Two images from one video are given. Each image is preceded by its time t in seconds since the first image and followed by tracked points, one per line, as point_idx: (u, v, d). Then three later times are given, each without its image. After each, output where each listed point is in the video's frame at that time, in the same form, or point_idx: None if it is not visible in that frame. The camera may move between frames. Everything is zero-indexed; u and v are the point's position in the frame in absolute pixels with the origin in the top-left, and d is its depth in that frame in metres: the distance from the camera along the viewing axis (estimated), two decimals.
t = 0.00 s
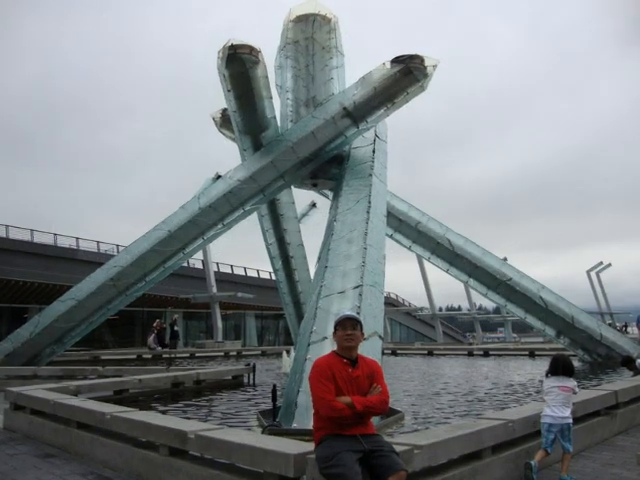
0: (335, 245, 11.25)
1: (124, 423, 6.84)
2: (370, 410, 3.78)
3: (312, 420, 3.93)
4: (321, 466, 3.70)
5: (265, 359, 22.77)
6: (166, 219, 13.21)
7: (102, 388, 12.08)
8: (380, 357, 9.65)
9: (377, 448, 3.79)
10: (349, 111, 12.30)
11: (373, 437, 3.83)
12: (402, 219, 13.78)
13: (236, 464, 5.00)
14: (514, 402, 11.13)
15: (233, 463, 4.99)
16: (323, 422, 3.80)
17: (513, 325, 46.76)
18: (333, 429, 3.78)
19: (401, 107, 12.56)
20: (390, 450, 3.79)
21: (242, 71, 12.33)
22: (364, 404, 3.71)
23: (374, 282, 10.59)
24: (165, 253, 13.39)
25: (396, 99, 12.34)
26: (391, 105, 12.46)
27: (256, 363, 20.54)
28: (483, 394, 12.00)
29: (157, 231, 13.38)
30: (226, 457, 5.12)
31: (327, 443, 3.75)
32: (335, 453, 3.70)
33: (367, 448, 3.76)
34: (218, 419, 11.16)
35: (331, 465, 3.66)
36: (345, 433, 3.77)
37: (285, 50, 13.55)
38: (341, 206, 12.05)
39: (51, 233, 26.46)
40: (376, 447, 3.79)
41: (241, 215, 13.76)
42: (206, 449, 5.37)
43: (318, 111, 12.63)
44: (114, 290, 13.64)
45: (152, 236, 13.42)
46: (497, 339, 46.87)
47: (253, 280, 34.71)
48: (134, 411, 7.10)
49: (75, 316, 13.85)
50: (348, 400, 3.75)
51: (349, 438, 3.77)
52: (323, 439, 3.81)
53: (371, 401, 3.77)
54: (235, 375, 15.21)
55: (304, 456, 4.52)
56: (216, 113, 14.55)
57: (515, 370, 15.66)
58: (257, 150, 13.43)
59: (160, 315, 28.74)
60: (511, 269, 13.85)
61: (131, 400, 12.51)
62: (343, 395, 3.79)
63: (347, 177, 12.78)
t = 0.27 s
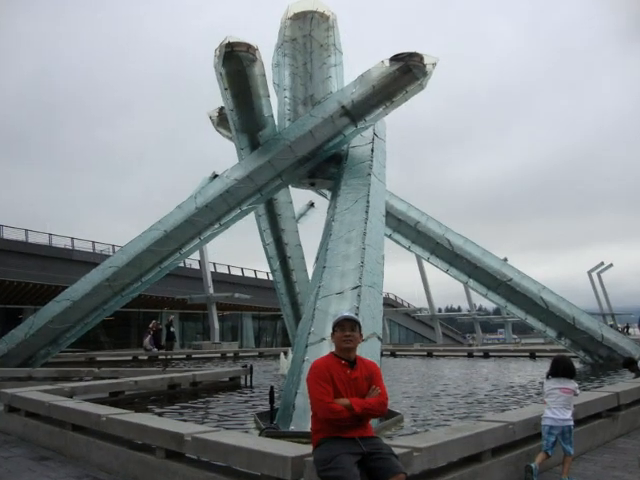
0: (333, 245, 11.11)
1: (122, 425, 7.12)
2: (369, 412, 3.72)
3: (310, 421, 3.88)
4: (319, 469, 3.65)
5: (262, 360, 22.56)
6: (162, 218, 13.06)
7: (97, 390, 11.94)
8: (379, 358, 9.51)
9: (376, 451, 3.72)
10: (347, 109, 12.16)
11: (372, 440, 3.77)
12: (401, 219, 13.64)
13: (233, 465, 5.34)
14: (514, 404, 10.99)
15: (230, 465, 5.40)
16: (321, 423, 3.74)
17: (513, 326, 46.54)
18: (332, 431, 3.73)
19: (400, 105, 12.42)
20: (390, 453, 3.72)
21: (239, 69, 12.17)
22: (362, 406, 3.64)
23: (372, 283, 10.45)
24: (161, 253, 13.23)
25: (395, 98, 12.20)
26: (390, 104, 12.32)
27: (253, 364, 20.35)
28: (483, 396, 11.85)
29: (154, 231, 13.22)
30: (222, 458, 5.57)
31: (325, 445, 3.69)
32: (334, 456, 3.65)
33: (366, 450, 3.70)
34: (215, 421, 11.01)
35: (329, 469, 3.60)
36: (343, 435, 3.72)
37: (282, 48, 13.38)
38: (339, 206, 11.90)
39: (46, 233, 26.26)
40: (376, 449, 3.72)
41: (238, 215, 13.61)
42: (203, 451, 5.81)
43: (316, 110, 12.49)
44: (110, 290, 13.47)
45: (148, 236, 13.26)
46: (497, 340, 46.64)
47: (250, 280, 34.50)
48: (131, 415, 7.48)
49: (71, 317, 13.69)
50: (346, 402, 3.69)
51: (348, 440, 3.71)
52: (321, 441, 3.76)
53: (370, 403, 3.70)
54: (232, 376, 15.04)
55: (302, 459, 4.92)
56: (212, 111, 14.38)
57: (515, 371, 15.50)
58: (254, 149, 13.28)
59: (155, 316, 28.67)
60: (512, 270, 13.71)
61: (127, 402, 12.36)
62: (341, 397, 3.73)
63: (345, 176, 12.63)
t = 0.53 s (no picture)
0: (331, 245, 10.96)
1: (117, 428, 7.04)
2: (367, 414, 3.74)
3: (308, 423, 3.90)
4: (317, 471, 3.66)
5: (259, 362, 22.38)
6: (158, 218, 12.90)
7: (92, 392, 11.79)
8: (377, 360, 9.37)
9: (374, 454, 3.74)
10: (345, 108, 12.02)
11: (370, 442, 3.79)
12: (400, 219, 13.50)
13: (229, 468, 5.45)
14: (514, 407, 10.86)
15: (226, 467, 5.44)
16: (319, 425, 3.76)
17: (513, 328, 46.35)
18: (329, 434, 3.74)
19: (399, 104, 12.29)
20: (389, 456, 3.73)
21: (236, 67, 12.04)
22: (360, 408, 3.66)
23: (371, 284, 10.31)
24: (157, 254, 13.06)
25: (394, 96, 12.07)
26: (388, 102, 12.19)
27: (250, 366, 20.22)
28: (483, 398, 11.72)
29: (150, 231, 13.06)
30: (220, 461, 5.59)
31: (323, 448, 3.70)
32: (332, 458, 3.65)
33: (364, 453, 3.71)
34: (211, 424, 10.88)
35: (327, 471, 3.60)
36: (341, 438, 3.73)
37: (280, 46, 13.26)
38: (337, 206, 11.76)
39: (41, 233, 26.10)
40: (374, 452, 3.73)
41: (235, 215, 13.46)
42: (200, 453, 5.84)
43: (314, 108, 12.35)
44: (105, 291, 13.31)
45: (144, 236, 13.10)
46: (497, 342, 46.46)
47: (248, 281, 34.32)
48: (125, 417, 7.40)
49: (66, 318, 13.53)
50: (345, 404, 3.71)
51: (346, 443, 3.72)
52: (319, 443, 3.78)
53: (368, 405, 3.72)
54: (229, 378, 14.90)
55: (300, 461, 4.98)
56: (209, 109, 14.25)
57: (516, 373, 15.36)
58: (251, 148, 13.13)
59: (151, 316, 28.74)
60: (512, 270, 13.59)
61: (122, 404, 12.21)
62: (339, 399, 3.75)
63: (343, 175, 12.49)
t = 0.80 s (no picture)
0: (329, 245, 10.83)
1: (113, 430, 6.89)
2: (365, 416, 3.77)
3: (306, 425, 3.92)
4: (315, 473, 3.69)
5: (257, 364, 22.22)
6: (154, 218, 12.74)
7: (87, 394, 11.65)
8: (376, 361, 9.23)
9: (373, 456, 3.77)
10: (344, 106, 11.88)
11: (369, 445, 3.81)
12: (399, 219, 13.37)
13: (226, 471, 5.36)
14: (514, 408, 10.73)
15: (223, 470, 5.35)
16: (317, 427, 3.78)
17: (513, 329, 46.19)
18: (328, 436, 3.76)
19: (398, 102, 12.15)
20: (387, 459, 3.76)
21: (233, 65, 11.90)
22: (359, 411, 3.69)
23: (370, 284, 10.18)
24: (153, 254, 12.90)
25: (392, 94, 11.93)
26: (387, 101, 12.06)
27: (248, 368, 20.07)
28: (483, 399, 11.59)
29: (145, 231, 12.90)
30: (217, 464, 5.49)
31: (321, 450, 3.72)
32: (330, 460, 3.68)
33: (362, 455, 3.74)
34: (208, 426, 10.74)
35: (325, 472, 3.63)
36: (339, 440, 3.75)
37: (277, 44, 13.12)
38: (335, 205, 11.61)
39: (36, 234, 25.93)
40: (372, 455, 3.77)
41: (232, 215, 13.30)
42: (196, 456, 5.73)
43: (312, 107, 12.21)
44: (100, 292, 13.15)
45: (140, 236, 12.94)
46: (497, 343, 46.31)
47: (245, 282, 34.16)
48: (121, 419, 7.26)
49: (61, 319, 13.37)
50: (344, 406, 3.73)
51: (344, 445, 3.75)
52: (317, 445, 3.80)
53: (367, 408, 3.75)
54: (226, 380, 14.75)
55: (299, 463, 4.93)
56: (206, 108, 14.11)
57: (516, 374, 15.22)
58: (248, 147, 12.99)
59: (147, 318, 28.48)
60: (512, 270, 13.46)
61: (118, 406, 12.07)
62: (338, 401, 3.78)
63: (342, 174, 12.35)
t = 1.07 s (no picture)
0: (327, 245, 10.68)
1: (108, 433, 6.74)
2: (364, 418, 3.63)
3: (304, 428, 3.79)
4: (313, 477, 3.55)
5: (254, 365, 22.06)
6: (150, 217, 12.58)
7: (82, 396, 11.49)
8: (375, 363, 9.08)
9: (372, 459, 3.62)
10: (342, 105, 11.73)
11: (368, 447, 3.67)
12: (398, 219, 13.23)
13: (223, 474, 5.22)
14: (515, 411, 10.59)
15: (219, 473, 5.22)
16: (315, 430, 3.65)
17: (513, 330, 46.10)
18: (326, 439, 3.63)
19: (396, 101, 12.01)
20: (387, 462, 3.61)
21: (230, 63, 11.74)
22: (358, 413, 3.57)
23: (368, 285, 10.03)
24: (148, 254, 12.74)
25: (391, 93, 11.79)
26: (386, 99, 11.91)
27: (245, 369, 19.91)
28: (483, 401, 11.45)
29: (141, 231, 12.74)
30: (213, 467, 5.35)
31: (318, 453, 3.60)
32: (328, 464, 3.54)
33: (361, 458, 3.59)
34: (204, 428, 10.59)
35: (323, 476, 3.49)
36: (337, 443, 3.62)
37: (275, 41, 12.96)
38: (334, 205, 11.46)
39: (32, 234, 25.77)
40: (371, 458, 3.62)
41: (229, 214, 13.15)
42: (192, 458, 5.59)
43: (309, 105, 12.06)
44: (96, 292, 12.98)
45: (135, 236, 12.78)
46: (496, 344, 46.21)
47: (242, 282, 34.00)
48: (117, 422, 7.11)
49: (56, 320, 13.20)
50: (342, 408, 3.60)
51: (343, 448, 3.61)
52: (315, 449, 3.66)
53: (365, 409, 3.61)
54: (223, 382, 14.59)
55: (297, 466, 4.81)
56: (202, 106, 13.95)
57: (516, 376, 15.09)
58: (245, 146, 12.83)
59: (143, 319, 28.27)
60: (512, 271, 13.34)
61: (113, 408, 11.90)
62: (336, 403, 3.65)
63: (340, 174, 12.20)
